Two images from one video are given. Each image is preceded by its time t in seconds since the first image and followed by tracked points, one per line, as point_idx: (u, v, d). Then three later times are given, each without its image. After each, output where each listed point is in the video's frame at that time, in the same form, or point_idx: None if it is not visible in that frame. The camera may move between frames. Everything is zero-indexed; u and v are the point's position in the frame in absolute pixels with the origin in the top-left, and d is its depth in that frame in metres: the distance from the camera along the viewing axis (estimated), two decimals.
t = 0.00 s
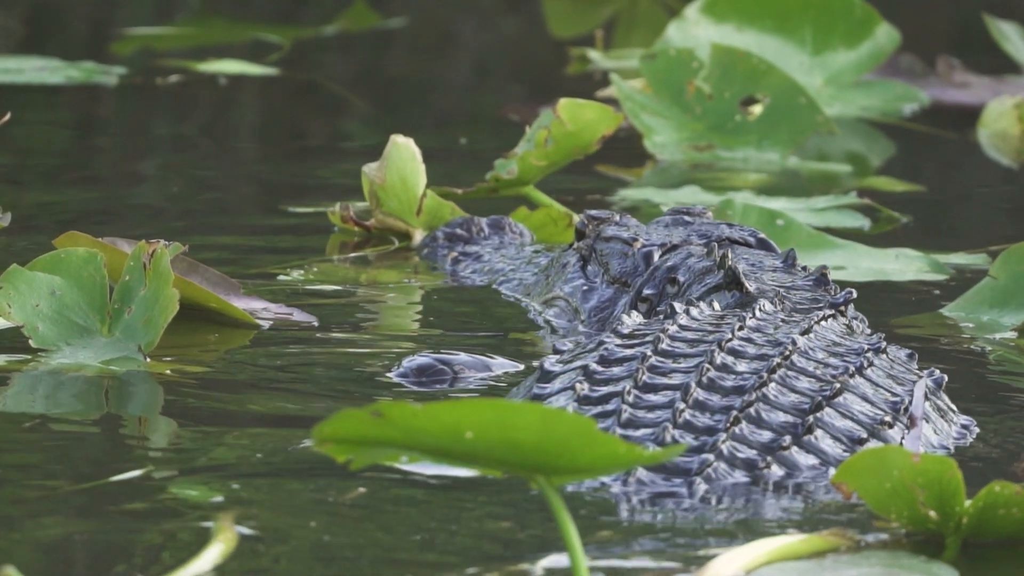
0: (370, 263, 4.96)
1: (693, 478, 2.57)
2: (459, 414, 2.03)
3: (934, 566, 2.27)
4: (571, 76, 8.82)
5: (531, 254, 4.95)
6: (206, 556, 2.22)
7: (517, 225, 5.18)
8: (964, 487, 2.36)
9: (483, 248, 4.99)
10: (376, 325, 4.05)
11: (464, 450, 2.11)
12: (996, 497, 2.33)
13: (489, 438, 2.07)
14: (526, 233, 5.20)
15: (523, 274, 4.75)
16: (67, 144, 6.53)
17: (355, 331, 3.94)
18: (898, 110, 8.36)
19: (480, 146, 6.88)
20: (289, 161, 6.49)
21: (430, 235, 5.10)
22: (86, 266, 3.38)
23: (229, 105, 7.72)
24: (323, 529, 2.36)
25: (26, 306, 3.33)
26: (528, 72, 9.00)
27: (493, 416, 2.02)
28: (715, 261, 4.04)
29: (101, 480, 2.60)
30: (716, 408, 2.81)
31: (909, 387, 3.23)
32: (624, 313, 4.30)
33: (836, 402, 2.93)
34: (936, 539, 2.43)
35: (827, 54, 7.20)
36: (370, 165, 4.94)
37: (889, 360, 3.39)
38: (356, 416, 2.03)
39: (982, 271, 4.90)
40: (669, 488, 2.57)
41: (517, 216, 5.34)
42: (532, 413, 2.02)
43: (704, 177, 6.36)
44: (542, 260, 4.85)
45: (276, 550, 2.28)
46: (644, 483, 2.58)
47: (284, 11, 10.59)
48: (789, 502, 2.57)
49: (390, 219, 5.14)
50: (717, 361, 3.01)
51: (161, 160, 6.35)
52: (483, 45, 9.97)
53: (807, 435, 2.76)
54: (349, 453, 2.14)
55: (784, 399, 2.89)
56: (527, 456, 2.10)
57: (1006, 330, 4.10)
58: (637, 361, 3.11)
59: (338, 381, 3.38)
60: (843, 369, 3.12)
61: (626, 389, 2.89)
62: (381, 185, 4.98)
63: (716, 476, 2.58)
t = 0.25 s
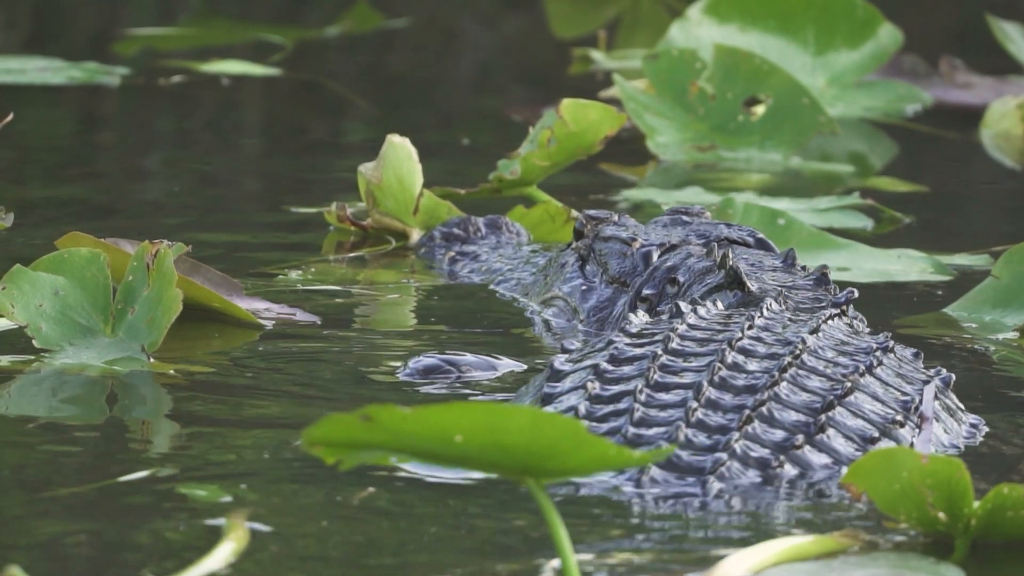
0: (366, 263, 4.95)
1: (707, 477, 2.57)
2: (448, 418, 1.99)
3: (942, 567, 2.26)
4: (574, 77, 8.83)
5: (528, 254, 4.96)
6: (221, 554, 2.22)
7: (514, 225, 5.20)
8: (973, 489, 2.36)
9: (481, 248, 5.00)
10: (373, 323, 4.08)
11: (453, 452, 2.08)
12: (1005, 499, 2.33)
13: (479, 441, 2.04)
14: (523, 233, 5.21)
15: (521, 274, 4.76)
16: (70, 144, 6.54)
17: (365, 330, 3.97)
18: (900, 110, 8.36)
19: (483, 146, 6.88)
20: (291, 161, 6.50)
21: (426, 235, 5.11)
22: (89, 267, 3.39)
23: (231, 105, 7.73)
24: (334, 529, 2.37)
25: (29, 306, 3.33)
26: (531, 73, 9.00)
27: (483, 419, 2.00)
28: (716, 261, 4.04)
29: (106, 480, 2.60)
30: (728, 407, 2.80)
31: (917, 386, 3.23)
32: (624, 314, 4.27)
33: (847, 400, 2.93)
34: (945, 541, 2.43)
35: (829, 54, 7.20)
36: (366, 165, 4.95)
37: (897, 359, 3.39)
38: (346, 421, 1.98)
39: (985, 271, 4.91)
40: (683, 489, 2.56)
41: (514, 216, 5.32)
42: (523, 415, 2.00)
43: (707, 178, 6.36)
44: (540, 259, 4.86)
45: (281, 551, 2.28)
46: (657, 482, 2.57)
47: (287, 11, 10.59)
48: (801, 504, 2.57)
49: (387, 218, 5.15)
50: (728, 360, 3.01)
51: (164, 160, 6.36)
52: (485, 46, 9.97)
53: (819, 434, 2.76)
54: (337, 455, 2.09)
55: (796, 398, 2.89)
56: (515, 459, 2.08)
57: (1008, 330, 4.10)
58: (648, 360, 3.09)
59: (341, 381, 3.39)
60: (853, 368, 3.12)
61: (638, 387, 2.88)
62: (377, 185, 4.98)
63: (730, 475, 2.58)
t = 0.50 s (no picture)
0: (362, 263, 4.95)
1: (719, 476, 2.56)
2: (437, 423, 1.98)
3: (948, 567, 2.26)
4: (575, 77, 8.83)
5: (525, 253, 4.97)
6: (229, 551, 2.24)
7: (510, 224, 5.22)
8: (979, 491, 2.36)
9: (476, 247, 4.99)
10: (369, 316, 4.16)
11: (444, 457, 2.07)
12: (1011, 501, 2.33)
13: (468, 445, 2.03)
14: (519, 232, 5.23)
15: (518, 274, 4.76)
16: (72, 144, 6.54)
17: (363, 331, 3.95)
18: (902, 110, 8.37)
19: (485, 146, 6.88)
20: (293, 161, 6.50)
21: (424, 235, 5.13)
22: (92, 267, 3.39)
23: (233, 105, 7.73)
24: (344, 528, 2.37)
25: (32, 306, 3.33)
26: (532, 73, 9.01)
27: (471, 424, 1.99)
28: (715, 261, 4.04)
29: (112, 481, 2.61)
30: (740, 406, 2.79)
31: (925, 385, 3.23)
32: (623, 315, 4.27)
33: (858, 399, 2.93)
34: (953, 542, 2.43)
35: (831, 54, 7.20)
36: (362, 165, 4.96)
37: (904, 357, 3.39)
38: (335, 425, 1.99)
39: (987, 271, 4.91)
40: (694, 488, 2.56)
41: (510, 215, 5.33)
42: (513, 419, 1.99)
43: (709, 178, 6.36)
44: (537, 259, 4.87)
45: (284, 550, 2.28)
46: (669, 481, 2.57)
47: (288, 11, 10.59)
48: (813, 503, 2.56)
49: (383, 218, 5.15)
50: (738, 358, 3.00)
51: (165, 160, 6.36)
52: (487, 46, 9.97)
53: (831, 433, 2.76)
54: (326, 460, 2.11)
55: (807, 397, 2.88)
56: (503, 464, 2.07)
57: (1010, 330, 4.09)
58: (658, 359, 3.09)
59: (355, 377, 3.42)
60: (862, 366, 3.11)
61: (649, 386, 2.87)
62: (373, 184, 4.98)
63: (742, 474, 2.58)
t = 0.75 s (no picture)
0: (357, 263, 4.94)
1: (731, 474, 2.57)
2: (424, 428, 1.99)
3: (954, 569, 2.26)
4: (576, 77, 8.83)
5: (521, 252, 4.98)
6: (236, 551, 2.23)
7: (506, 223, 5.22)
8: (984, 490, 2.36)
9: (473, 246, 5.01)
10: (365, 314, 4.18)
11: (431, 464, 2.07)
12: (1016, 501, 2.33)
13: (456, 451, 2.03)
14: (514, 231, 5.23)
15: (515, 273, 4.76)
16: (72, 144, 6.54)
17: (360, 336, 3.89)
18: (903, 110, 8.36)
19: (486, 146, 6.88)
20: (294, 161, 6.50)
21: (418, 233, 5.11)
22: (94, 267, 3.40)
23: (234, 106, 7.73)
24: (355, 526, 2.37)
25: (33, 306, 3.33)
26: (533, 73, 9.01)
27: (461, 431, 2.00)
28: (714, 260, 4.06)
29: (118, 481, 2.61)
30: (751, 404, 2.80)
31: (933, 383, 3.24)
32: (621, 314, 4.28)
33: (867, 398, 2.94)
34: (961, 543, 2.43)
35: (832, 55, 7.20)
36: (357, 164, 4.93)
37: (910, 356, 3.40)
38: (323, 433, 1.98)
39: (988, 272, 4.91)
40: (705, 485, 2.57)
41: (506, 212, 5.35)
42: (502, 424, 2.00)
43: (710, 178, 6.36)
44: (533, 258, 4.88)
45: (290, 550, 2.28)
46: (681, 478, 2.58)
47: (289, 11, 10.59)
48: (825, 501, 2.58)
49: (379, 217, 5.14)
50: (747, 357, 3.02)
51: (167, 161, 6.35)
52: (488, 46, 9.97)
53: (841, 432, 2.77)
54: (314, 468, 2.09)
55: (816, 395, 2.90)
56: (494, 464, 2.06)
57: (1011, 330, 4.10)
58: (666, 357, 3.10)
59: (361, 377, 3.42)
60: (870, 365, 3.12)
61: (660, 385, 2.89)
62: (368, 184, 4.96)
63: (754, 472, 2.59)
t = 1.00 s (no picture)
0: (352, 263, 4.94)
1: (742, 472, 2.59)
2: (415, 433, 1.99)
3: (957, 569, 2.26)
4: (577, 77, 8.83)
5: (517, 250, 4.98)
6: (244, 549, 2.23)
7: (501, 222, 5.22)
8: (989, 492, 2.36)
9: (468, 244, 5.01)
10: (358, 306, 4.30)
11: (420, 470, 2.06)
12: (1021, 502, 2.33)
13: (446, 456, 2.02)
14: (509, 230, 5.21)
15: (511, 271, 4.77)
16: (73, 144, 6.54)
17: (360, 333, 3.92)
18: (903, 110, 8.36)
19: (486, 146, 6.88)
20: (294, 161, 6.50)
21: (413, 231, 5.12)
22: (95, 267, 3.40)
23: (234, 106, 7.73)
24: (364, 526, 2.38)
25: (35, 306, 3.33)
26: (534, 73, 9.01)
27: (451, 435, 2.00)
28: (712, 260, 4.06)
29: (125, 481, 2.61)
30: (760, 403, 2.82)
31: (939, 382, 3.25)
32: (619, 314, 4.31)
33: (875, 397, 2.95)
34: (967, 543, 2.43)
35: (832, 55, 7.20)
36: (351, 163, 4.90)
37: (915, 355, 3.42)
38: (311, 443, 1.98)
39: (988, 272, 4.90)
40: (716, 482, 2.58)
41: (500, 210, 5.36)
42: (490, 428, 1.99)
43: (710, 178, 6.36)
44: (529, 257, 4.88)
45: (296, 549, 2.28)
46: (692, 476, 2.59)
47: (290, 11, 10.59)
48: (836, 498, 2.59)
49: (373, 216, 5.11)
50: (756, 356, 3.03)
51: (167, 161, 6.36)
52: (488, 46, 9.97)
53: (851, 430, 2.79)
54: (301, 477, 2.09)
55: (825, 394, 2.91)
56: (480, 471, 2.06)
57: (1012, 330, 4.09)
58: (675, 356, 3.12)
59: (361, 377, 3.42)
60: (878, 364, 3.14)
61: (669, 383, 2.91)
62: (361, 182, 4.92)
63: (764, 470, 2.60)
